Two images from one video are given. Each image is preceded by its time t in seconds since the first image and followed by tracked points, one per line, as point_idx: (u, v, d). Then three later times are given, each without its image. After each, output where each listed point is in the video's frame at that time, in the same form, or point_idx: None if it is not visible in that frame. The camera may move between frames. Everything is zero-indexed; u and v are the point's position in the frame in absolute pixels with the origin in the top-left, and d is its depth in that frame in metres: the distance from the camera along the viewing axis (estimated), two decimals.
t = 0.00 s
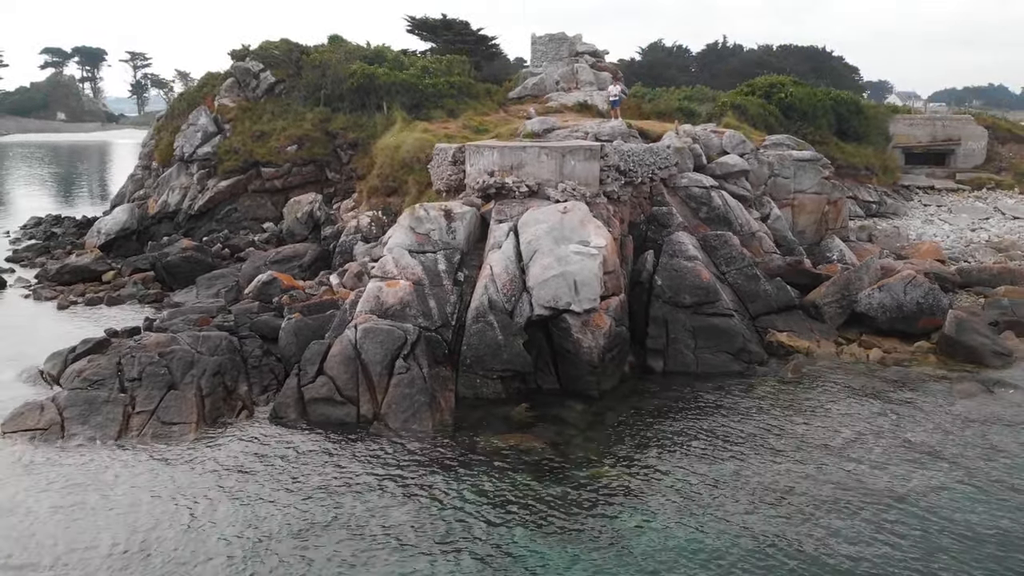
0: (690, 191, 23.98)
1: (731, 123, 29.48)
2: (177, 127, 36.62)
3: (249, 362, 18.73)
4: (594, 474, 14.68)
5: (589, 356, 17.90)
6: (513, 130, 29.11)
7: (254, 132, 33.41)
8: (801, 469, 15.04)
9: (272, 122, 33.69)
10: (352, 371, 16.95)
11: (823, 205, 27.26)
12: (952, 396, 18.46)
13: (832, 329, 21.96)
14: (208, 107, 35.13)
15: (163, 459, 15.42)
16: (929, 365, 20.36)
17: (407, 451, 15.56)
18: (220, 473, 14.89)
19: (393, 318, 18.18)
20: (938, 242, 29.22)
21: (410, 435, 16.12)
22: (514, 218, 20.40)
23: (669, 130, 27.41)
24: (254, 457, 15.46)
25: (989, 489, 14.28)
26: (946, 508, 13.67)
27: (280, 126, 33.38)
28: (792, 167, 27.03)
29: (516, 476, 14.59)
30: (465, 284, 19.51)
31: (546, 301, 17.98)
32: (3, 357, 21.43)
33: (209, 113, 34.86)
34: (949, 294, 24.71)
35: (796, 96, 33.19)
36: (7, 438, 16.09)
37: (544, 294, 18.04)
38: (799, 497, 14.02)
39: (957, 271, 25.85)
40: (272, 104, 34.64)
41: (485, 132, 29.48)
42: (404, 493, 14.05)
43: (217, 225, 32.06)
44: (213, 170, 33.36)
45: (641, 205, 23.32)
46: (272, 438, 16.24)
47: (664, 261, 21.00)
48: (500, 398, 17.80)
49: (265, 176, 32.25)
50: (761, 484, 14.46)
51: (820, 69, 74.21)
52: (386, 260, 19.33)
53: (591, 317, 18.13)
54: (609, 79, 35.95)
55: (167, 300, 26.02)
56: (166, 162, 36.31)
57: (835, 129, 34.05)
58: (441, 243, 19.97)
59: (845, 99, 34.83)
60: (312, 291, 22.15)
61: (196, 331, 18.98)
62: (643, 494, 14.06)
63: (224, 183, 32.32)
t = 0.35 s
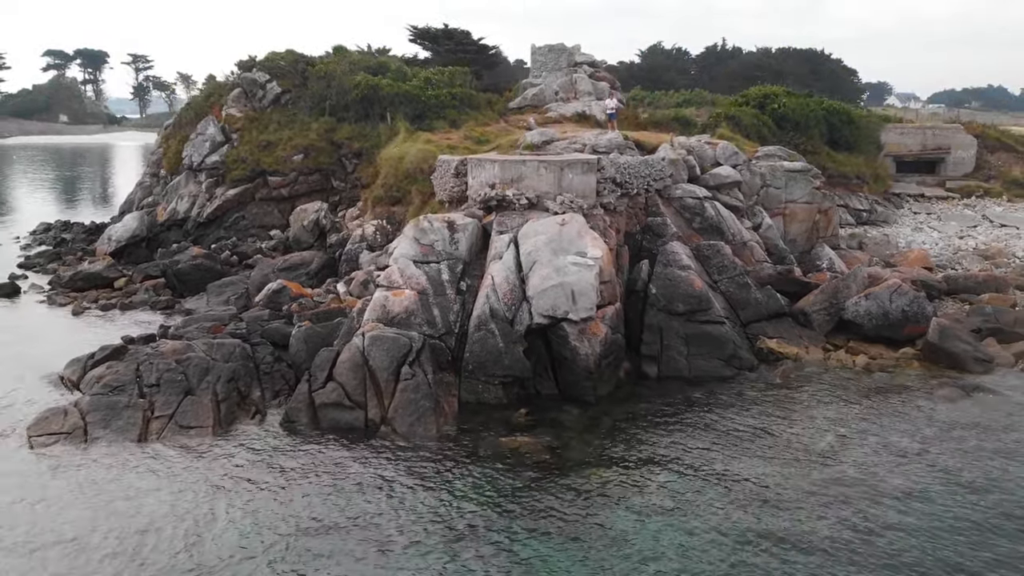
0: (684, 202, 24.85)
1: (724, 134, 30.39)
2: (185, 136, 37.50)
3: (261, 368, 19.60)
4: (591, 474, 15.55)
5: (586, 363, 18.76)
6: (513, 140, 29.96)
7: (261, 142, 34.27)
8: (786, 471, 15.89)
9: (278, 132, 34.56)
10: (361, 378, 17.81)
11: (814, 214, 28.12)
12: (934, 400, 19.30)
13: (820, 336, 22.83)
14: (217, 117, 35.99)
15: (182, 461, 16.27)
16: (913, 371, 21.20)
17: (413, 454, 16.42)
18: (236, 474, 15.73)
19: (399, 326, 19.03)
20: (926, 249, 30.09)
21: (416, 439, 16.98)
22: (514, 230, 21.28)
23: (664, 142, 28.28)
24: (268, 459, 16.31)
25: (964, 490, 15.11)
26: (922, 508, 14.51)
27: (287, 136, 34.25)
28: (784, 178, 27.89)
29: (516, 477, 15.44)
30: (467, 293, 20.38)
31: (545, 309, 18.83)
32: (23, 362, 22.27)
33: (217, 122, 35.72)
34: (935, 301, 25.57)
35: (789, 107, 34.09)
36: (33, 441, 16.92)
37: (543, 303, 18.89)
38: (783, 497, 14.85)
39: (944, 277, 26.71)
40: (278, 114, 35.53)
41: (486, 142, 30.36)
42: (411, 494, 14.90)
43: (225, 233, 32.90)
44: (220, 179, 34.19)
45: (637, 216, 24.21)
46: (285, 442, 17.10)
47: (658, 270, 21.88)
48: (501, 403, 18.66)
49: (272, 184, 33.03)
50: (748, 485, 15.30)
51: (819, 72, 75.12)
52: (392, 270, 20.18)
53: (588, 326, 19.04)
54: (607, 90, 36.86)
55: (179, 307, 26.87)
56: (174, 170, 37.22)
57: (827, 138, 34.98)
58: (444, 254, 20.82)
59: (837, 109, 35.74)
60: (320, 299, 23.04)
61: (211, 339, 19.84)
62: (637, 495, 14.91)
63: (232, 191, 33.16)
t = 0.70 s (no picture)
0: (679, 212, 25.69)
1: (719, 145, 31.23)
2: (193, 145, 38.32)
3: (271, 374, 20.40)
4: (588, 477, 16.32)
5: (584, 369, 19.56)
6: (514, 150, 30.77)
7: (268, 151, 35.08)
8: (773, 473, 16.67)
9: (284, 141, 35.37)
10: (367, 384, 18.59)
11: (806, 223, 28.92)
12: (918, 406, 20.07)
13: (810, 342, 23.63)
14: (224, 127, 36.80)
15: (197, 464, 17.06)
16: (899, 377, 21.96)
17: (418, 457, 17.22)
18: (250, 477, 16.52)
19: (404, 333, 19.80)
20: (915, 256, 30.88)
21: (421, 442, 17.79)
22: (514, 240, 22.11)
23: (660, 153, 29.16)
24: (279, 463, 17.12)
25: (943, 492, 15.88)
26: (900, 508, 15.28)
27: (292, 145, 35.06)
28: (776, 188, 28.69)
29: (517, 480, 16.23)
30: (469, 301, 21.19)
31: (544, 318, 19.61)
32: (40, 368, 23.07)
33: (224, 132, 36.52)
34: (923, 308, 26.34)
35: (783, 116, 34.92)
36: (54, 446, 17.71)
37: (542, 312, 19.66)
38: (770, 498, 15.62)
39: (931, 284, 27.53)
40: (284, 123, 36.35)
41: (487, 152, 31.16)
42: (417, 496, 15.67)
43: (232, 239, 33.66)
44: (227, 187, 34.97)
45: (633, 226, 25.04)
46: (295, 446, 17.90)
47: (654, 279, 22.70)
48: (502, 407, 19.47)
49: (278, 193, 33.82)
50: (736, 487, 16.09)
51: (817, 75, 75.93)
52: (397, 280, 20.95)
53: (585, 333, 19.71)
54: (605, 99, 37.72)
55: (189, 314, 27.68)
56: (181, 177, 38.05)
57: (819, 147, 35.79)
58: (447, 263, 21.60)
59: (830, 119, 36.55)
60: (327, 306, 23.87)
61: (222, 346, 20.65)
62: (631, 496, 15.69)
63: (239, 199, 33.94)
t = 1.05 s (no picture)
0: (675, 221, 26.47)
1: (713, 155, 32.09)
2: (199, 153, 39.14)
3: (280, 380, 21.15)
4: (584, 481, 17.06)
5: (581, 376, 20.31)
6: (514, 159, 31.48)
7: (273, 159, 35.83)
8: (763, 477, 17.40)
9: (289, 150, 36.13)
10: (373, 390, 19.33)
11: (798, 231, 29.68)
12: (904, 411, 20.81)
13: (801, 349, 24.37)
14: (230, 136, 37.55)
15: (211, 468, 17.79)
16: (887, 383, 22.69)
17: (422, 461, 17.96)
18: (261, 481, 17.25)
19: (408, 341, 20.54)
20: (906, 263, 31.60)
21: (425, 447, 18.54)
22: (514, 250, 22.95)
23: (657, 163, 29.96)
24: (289, 467, 17.86)
25: (925, 495, 16.61)
26: (883, 511, 16.02)
27: (297, 154, 35.83)
28: (770, 198, 29.45)
29: (517, 484, 16.97)
30: (470, 310, 21.95)
31: (544, 326, 20.34)
32: (55, 374, 23.82)
33: (230, 141, 37.24)
34: (912, 314, 27.05)
35: (777, 125, 35.72)
36: (73, 451, 18.43)
37: (541, 321, 20.39)
38: (759, 501, 16.36)
39: (921, 291, 28.23)
40: (289, 132, 37.13)
41: (488, 162, 31.92)
42: (422, 500, 16.40)
43: (238, 247, 34.36)
44: (233, 195, 35.66)
45: (630, 235, 25.80)
46: (304, 450, 18.64)
47: (649, 287, 23.46)
48: (502, 413, 20.21)
49: (283, 202, 34.51)
50: (727, 490, 16.82)
51: (815, 77, 76.60)
52: (401, 289, 21.67)
53: (583, 340, 20.47)
54: (603, 108, 38.51)
55: (198, 320, 28.43)
56: (187, 184, 38.81)
57: (813, 156, 36.57)
58: (449, 273, 22.35)
59: (824, 128, 37.33)
60: (333, 313, 24.69)
61: (233, 353, 21.38)
62: (626, 499, 16.43)
63: (245, 207, 34.62)
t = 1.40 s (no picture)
0: (670, 230, 27.22)
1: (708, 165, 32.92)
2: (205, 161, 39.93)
3: (287, 387, 21.84)
4: (581, 485, 17.76)
5: (578, 382, 21.02)
6: (513, 168, 32.15)
7: (277, 167, 36.55)
8: (753, 480, 18.10)
9: (293, 159, 36.87)
10: (377, 396, 20.05)
11: (791, 239, 30.42)
12: (890, 417, 21.52)
13: (792, 355, 25.08)
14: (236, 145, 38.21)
15: (222, 473, 18.50)
16: (876, 389, 23.38)
17: (425, 466, 18.67)
18: (271, 485, 17.95)
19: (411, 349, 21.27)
20: (897, 270, 32.31)
21: (428, 451, 19.25)
22: (513, 259, 23.69)
23: (653, 172, 30.75)
24: (298, 471, 18.56)
25: (908, 498, 17.31)
26: (868, 513, 16.71)
27: (301, 162, 36.58)
28: (764, 207, 30.18)
29: (516, 488, 17.66)
30: (472, 318, 22.66)
31: (542, 334, 21.05)
32: (67, 380, 24.51)
33: (236, 150, 37.88)
34: (902, 321, 27.77)
35: (771, 135, 36.51)
36: (89, 456, 19.14)
37: (540, 329, 21.11)
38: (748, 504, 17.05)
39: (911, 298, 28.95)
40: (293, 141, 37.90)
41: (488, 171, 32.67)
42: (425, 503, 17.10)
43: (244, 253, 35.02)
44: (238, 203, 36.22)
45: (626, 243, 26.58)
46: (311, 455, 19.34)
47: (645, 296, 24.19)
48: (502, 418, 20.92)
49: (288, 209, 35.10)
50: (718, 493, 17.52)
51: (813, 80, 77.33)
52: (404, 297, 22.39)
53: (580, 348, 21.21)
54: (601, 116, 39.26)
55: (206, 327, 29.13)
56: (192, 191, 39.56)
57: (807, 164, 37.39)
58: (451, 282, 23.07)
59: (818, 137, 38.13)
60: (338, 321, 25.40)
61: (242, 361, 22.08)
62: (621, 502, 17.12)
63: (250, 215, 35.18)
